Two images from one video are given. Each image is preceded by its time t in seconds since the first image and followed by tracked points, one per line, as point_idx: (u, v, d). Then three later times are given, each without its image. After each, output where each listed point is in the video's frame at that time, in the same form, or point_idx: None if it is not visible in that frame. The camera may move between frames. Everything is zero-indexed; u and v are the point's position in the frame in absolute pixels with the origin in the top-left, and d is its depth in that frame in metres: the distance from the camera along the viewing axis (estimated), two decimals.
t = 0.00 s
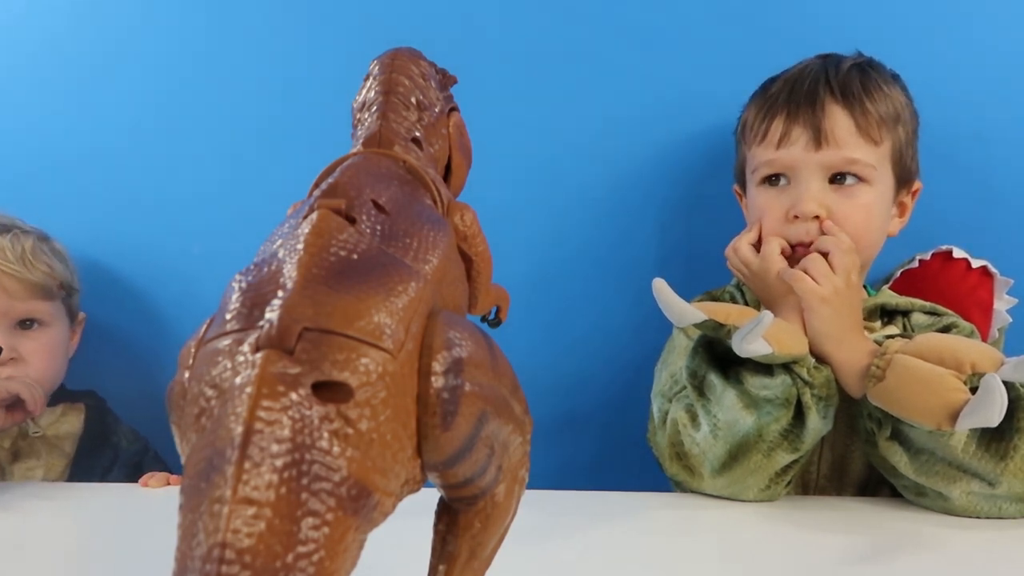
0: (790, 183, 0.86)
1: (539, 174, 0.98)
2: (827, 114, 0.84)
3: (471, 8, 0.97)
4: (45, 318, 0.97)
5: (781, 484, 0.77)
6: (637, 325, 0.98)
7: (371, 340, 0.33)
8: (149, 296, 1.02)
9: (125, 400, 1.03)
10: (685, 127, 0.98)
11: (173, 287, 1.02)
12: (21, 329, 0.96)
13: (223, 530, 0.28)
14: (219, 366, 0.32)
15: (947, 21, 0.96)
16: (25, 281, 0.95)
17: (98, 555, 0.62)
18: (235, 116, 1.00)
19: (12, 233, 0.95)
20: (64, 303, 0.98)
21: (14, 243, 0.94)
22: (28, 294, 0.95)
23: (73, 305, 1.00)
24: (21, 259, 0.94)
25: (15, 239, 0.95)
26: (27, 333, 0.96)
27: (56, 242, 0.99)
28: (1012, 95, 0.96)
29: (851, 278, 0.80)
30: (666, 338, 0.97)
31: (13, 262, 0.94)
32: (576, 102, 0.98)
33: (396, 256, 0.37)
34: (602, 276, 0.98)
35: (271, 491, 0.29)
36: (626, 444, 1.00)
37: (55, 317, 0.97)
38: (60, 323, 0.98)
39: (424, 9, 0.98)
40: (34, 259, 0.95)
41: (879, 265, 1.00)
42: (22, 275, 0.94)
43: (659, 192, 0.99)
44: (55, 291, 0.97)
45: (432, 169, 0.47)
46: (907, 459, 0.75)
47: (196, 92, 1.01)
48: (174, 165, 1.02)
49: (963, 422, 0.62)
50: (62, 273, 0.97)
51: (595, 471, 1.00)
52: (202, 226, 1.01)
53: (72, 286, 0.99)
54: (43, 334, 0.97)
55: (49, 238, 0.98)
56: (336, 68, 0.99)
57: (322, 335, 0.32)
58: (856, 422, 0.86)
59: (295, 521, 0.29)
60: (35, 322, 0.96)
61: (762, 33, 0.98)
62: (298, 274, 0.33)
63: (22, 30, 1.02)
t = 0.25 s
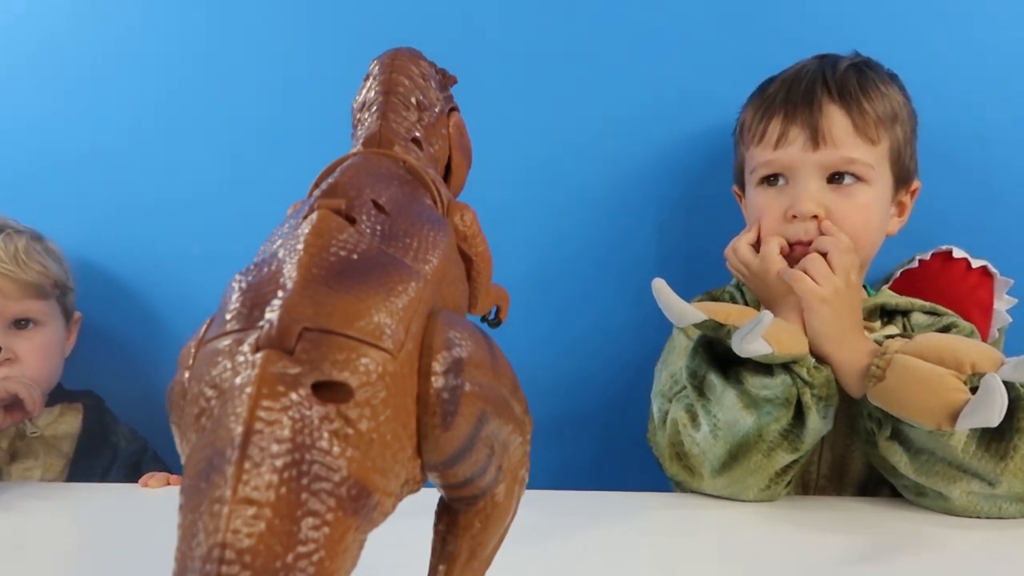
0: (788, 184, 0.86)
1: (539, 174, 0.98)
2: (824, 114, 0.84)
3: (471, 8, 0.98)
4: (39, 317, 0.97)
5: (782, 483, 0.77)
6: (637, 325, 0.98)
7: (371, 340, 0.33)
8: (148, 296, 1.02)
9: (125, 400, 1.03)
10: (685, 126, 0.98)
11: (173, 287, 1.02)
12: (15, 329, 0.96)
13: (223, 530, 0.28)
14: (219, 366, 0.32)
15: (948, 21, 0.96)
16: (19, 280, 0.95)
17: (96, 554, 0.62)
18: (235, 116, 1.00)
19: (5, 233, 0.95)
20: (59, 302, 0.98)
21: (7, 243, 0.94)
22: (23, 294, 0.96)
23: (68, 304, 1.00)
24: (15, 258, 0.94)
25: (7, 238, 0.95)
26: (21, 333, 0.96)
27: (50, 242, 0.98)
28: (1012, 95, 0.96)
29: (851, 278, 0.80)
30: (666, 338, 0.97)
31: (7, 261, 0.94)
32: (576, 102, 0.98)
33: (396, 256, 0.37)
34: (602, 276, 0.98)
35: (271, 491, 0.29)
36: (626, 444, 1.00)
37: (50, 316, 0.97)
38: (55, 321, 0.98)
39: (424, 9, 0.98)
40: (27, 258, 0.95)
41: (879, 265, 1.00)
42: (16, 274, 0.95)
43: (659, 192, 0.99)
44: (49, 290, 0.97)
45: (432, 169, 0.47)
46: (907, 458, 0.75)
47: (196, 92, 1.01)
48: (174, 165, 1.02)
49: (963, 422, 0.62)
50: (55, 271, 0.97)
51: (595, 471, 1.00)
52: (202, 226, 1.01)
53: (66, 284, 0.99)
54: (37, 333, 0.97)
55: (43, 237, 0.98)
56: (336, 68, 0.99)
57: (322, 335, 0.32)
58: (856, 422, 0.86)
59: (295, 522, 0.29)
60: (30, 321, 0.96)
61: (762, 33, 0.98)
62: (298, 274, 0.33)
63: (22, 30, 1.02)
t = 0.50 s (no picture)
0: (788, 184, 0.86)
1: (539, 174, 0.98)
2: (824, 114, 0.84)
3: (471, 8, 0.97)
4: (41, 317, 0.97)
5: (782, 484, 0.77)
6: (637, 325, 0.98)
7: (371, 340, 0.33)
8: (148, 296, 1.02)
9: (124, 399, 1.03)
10: (685, 127, 0.98)
11: (173, 287, 1.02)
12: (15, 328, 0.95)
13: (223, 530, 0.28)
14: (219, 366, 0.32)
15: (947, 21, 0.96)
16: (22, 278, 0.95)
17: (96, 554, 0.62)
18: (235, 116, 1.00)
19: (8, 232, 0.95)
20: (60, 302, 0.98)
21: (10, 242, 0.94)
22: (26, 292, 0.95)
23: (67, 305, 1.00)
24: (18, 257, 0.94)
25: (10, 237, 0.95)
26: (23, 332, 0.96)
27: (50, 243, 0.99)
28: (1011, 95, 0.96)
29: (851, 278, 0.80)
30: (666, 339, 0.97)
31: (9, 260, 0.94)
32: (576, 101, 0.98)
33: (396, 256, 0.37)
34: (602, 276, 0.98)
35: (271, 491, 0.29)
36: (625, 444, 1.00)
37: (51, 315, 0.97)
38: (56, 321, 0.98)
39: (424, 9, 0.98)
40: (31, 258, 0.95)
41: (879, 265, 1.00)
42: (20, 273, 0.94)
43: (659, 192, 0.99)
44: (51, 289, 0.97)
45: (432, 169, 0.47)
46: (907, 458, 0.75)
47: (197, 92, 1.01)
48: (174, 165, 1.02)
49: (963, 422, 0.62)
50: (56, 271, 0.97)
51: (595, 471, 1.00)
52: (202, 226, 1.01)
53: (66, 285, 0.99)
54: (39, 332, 0.96)
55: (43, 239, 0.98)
56: (336, 68, 0.99)
57: (322, 335, 0.32)
58: (856, 422, 0.86)
59: (295, 522, 0.29)
60: (32, 320, 0.96)
61: (762, 33, 0.98)
62: (298, 274, 0.33)
63: (22, 30, 1.02)
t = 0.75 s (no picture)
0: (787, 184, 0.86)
1: (539, 173, 0.98)
2: (826, 113, 0.84)
3: (471, 8, 0.97)
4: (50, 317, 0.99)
5: (781, 483, 0.77)
6: (637, 325, 0.98)
7: (371, 340, 0.33)
8: (147, 295, 1.02)
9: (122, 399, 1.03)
10: (685, 127, 0.98)
11: (172, 287, 1.02)
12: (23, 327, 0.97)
13: (223, 529, 0.28)
14: (219, 366, 0.32)
15: (948, 21, 0.96)
16: (36, 278, 0.97)
17: (94, 554, 0.62)
18: (235, 116, 1.00)
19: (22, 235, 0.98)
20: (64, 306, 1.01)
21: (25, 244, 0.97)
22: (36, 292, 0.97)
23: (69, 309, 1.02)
24: (33, 258, 0.97)
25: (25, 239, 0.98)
26: (31, 331, 0.97)
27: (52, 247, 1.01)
28: (1012, 95, 0.96)
29: (851, 278, 0.80)
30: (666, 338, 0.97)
31: (24, 259, 0.96)
32: (577, 101, 0.98)
33: (396, 256, 0.37)
34: (602, 276, 0.98)
35: (271, 491, 0.29)
36: (625, 444, 1.00)
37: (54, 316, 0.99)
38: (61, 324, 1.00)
39: (424, 9, 0.98)
40: (43, 259, 0.98)
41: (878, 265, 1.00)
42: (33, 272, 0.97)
43: (659, 192, 0.99)
44: (58, 292, 0.99)
45: (432, 169, 0.47)
46: (907, 458, 0.75)
47: (197, 92, 1.01)
48: (173, 165, 1.02)
49: (963, 422, 0.62)
50: (63, 275, 1.00)
51: (595, 471, 1.00)
52: (201, 226, 1.01)
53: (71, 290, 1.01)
54: (47, 332, 0.98)
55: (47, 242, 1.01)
56: (336, 68, 0.99)
57: (322, 334, 0.32)
58: (856, 422, 0.86)
59: (295, 522, 0.29)
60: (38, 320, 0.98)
61: (762, 33, 0.98)
62: (298, 274, 0.33)
63: (23, 30, 1.02)
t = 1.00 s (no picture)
0: (790, 182, 0.86)
1: (539, 173, 0.98)
2: (828, 112, 0.85)
3: (472, 8, 0.97)
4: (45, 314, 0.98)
5: (781, 483, 0.77)
6: (637, 325, 0.98)
7: (371, 340, 0.33)
8: (146, 295, 1.02)
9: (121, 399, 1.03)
10: (685, 127, 0.98)
11: (171, 287, 1.02)
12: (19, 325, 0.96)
13: (223, 530, 0.28)
14: (219, 366, 0.32)
15: (948, 21, 0.96)
16: (32, 275, 0.95)
17: (91, 554, 0.62)
18: (235, 116, 1.00)
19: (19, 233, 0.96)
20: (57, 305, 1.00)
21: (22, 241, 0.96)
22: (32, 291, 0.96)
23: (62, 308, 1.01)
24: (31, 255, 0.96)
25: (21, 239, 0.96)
26: (27, 328, 0.96)
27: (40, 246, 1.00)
28: (1012, 95, 0.96)
29: (852, 278, 0.80)
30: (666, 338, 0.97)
31: (22, 257, 0.95)
32: (577, 101, 0.98)
33: (396, 256, 0.37)
34: (602, 276, 0.98)
35: (271, 491, 0.29)
36: (625, 443, 1.00)
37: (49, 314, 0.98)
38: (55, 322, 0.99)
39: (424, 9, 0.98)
40: (39, 257, 0.97)
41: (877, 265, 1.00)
42: (32, 269, 0.95)
43: (659, 192, 0.99)
44: (53, 289, 0.98)
45: (432, 169, 0.47)
46: (907, 458, 0.75)
47: (197, 92, 1.01)
48: (174, 165, 1.02)
49: (963, 421, 0.62)
50: (57, 273, 0.99)
51: (595, 471, 1.00)
52: (201, 226, 1.01)
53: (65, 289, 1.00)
54: (42, 330, 0.97)
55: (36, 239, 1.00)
56: (336, 68, 0.99)
57: (322, 334, 0.32)
58: (856, 422, 0.86)
59: (295, 522, 0.29)
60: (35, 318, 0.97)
61: (762, 33, 0.98)
62: (298, 274, 0.33)
63: (22, 30, 1.02)
